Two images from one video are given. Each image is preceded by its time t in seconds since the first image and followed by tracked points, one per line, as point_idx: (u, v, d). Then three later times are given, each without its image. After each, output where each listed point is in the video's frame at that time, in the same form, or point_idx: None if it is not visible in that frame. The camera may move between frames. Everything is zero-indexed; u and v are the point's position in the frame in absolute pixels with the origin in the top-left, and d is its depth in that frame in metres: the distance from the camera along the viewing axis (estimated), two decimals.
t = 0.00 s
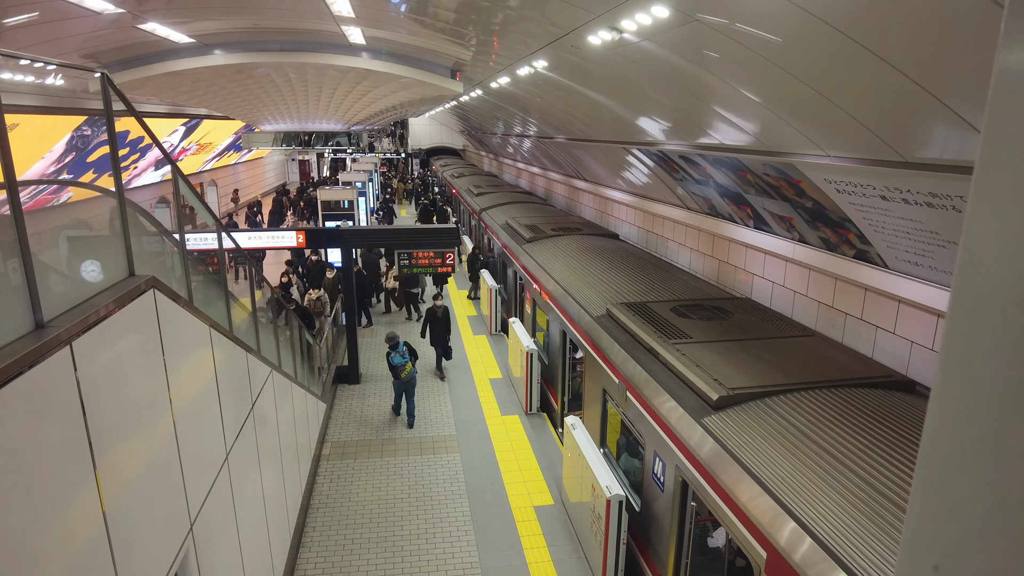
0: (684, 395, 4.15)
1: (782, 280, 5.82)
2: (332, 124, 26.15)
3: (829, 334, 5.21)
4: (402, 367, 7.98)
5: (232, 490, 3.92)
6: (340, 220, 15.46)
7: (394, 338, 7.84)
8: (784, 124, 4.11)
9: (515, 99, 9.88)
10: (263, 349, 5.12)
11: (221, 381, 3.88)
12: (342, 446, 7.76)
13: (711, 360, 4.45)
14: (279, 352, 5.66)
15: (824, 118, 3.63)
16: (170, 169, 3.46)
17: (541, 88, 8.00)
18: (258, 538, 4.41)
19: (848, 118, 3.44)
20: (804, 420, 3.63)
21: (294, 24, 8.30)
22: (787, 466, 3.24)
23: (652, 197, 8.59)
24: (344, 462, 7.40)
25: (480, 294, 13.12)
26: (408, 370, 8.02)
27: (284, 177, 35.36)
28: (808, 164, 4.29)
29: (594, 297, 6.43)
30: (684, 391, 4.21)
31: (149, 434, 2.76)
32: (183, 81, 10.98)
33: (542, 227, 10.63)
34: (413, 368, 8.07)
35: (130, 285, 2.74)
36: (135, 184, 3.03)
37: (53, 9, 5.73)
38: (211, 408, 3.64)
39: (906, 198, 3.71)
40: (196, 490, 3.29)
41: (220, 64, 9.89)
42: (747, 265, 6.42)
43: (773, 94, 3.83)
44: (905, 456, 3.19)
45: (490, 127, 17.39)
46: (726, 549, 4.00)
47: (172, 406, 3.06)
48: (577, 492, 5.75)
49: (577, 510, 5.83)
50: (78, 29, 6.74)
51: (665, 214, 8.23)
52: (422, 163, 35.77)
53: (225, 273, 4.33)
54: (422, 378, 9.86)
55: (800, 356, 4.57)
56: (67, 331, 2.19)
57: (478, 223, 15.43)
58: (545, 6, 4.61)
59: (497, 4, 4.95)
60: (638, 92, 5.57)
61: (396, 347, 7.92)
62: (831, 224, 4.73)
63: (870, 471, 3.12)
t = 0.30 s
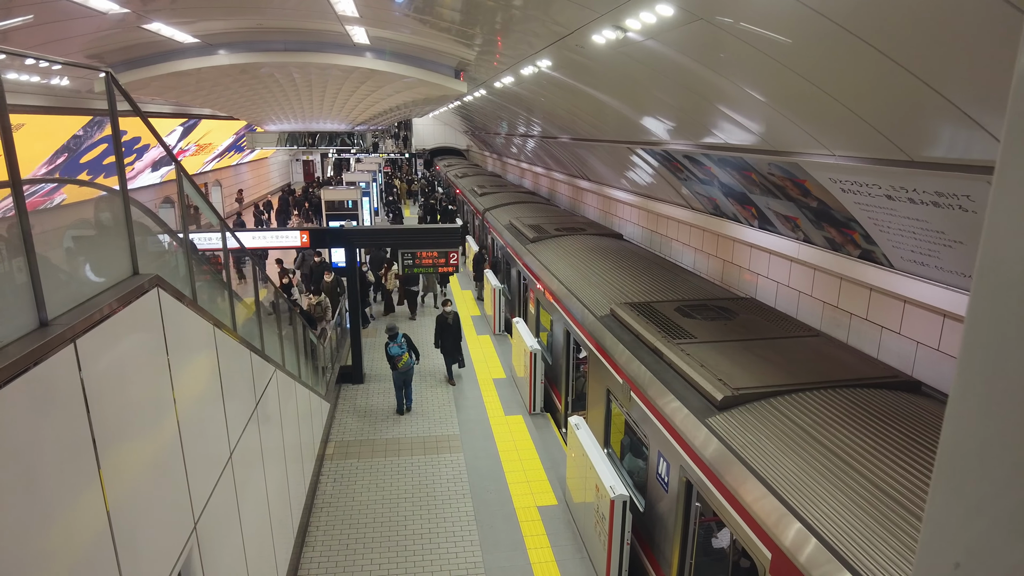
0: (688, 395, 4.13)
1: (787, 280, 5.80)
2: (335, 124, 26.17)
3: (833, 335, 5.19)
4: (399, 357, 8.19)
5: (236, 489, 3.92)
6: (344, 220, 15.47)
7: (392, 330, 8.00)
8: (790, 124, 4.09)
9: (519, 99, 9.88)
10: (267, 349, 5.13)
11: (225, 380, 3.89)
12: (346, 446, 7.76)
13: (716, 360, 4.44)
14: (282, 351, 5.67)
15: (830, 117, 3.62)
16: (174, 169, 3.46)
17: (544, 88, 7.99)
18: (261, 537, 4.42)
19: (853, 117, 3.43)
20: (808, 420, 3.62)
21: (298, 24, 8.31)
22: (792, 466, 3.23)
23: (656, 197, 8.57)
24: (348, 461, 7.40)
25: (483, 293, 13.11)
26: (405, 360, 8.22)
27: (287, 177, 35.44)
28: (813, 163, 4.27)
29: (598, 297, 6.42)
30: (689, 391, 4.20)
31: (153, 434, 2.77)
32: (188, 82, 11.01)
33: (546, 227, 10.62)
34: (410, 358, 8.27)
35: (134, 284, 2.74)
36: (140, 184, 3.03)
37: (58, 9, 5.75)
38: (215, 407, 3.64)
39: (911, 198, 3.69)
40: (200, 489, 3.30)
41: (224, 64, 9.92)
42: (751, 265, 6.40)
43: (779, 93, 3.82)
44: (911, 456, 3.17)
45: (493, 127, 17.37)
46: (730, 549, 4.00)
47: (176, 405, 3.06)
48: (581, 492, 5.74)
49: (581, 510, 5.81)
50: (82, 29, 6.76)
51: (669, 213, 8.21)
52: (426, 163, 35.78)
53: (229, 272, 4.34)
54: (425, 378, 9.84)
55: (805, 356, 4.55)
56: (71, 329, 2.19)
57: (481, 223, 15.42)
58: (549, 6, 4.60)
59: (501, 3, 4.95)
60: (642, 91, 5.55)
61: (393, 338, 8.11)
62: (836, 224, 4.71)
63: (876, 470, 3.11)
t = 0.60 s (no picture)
0: (694, 395, 4.12)
1: (793, 280, 5.77)
2: (341, 124, 26.21)
3: (840, 335, 5.16)
4: (403, 350, 8.38)
5: (241, 488, 3.93)
6: (350, 220, 15.50)
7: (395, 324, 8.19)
8: (796, 123, 4.07)
9: (524, 98, 9.87)
10: (273, 348, 5.14)
11: (231, 379, 3.90)
12: (351, 445, 7.78)
13: (722, 361, 4.42)
14: (288, 351, 5.68)
15: (837, 117, 3.60)
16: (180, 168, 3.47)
17: (550, 87, 7.98)
18: (266, 536, 4.43)
19: (861, 117, 3.40)
20: (815, 421, 3.60)
21: (304, 24, 8.32)
22: (798, 467, 3.21)
23: (662, 197, 8.54)
24: (353, 461, 7.41)
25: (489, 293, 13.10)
26: (408, 354, 8.40)
27: (293, 177, 35.55)
28: (820, 163, 4.25)
29: (603, 297, 6.40)
30: (694, 391, 4.18)
31: (159, 433, 2.77)
32: (194, 82, 11.05)
33: (551, 227, 10.61)
34: (413, 352, 8.45)
35: (140, 283, 2.74)
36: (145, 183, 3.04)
37: (66, 10, 5.78)
38: (220, 406, 3.65)
39: (919, 198, 3.66)
40: (206, 488, 3.31)
41: (230, 64, 9.94)
42: (757, 265, 6.37)
43: (785, 92, 3.80)
44: (920, 459, 3.14)
45: (498, 126, 17.35)
46: (736, 551, 3.98)
47: (182, 404, 3.07)
48: (586, 493, 5.73)
49: (585, 510, 5.80)
50: (90, 30, 6.80)
51: (675, 213, 8.19)
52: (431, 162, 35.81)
53: (235, 272, 4.35)
54: (431, 377, 9.84)
55: (812, 357, 4.53)
56: (77, 327, 2.20)
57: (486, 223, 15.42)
58: (555, 5, 4.60)
59: (506, 3, 4.94)
60: (648, 91, 5.54)
61: (398, 331, 8.29)
62: (843, 224, 4.69)
63: (884, 473, 3.08)
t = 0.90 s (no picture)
0: (699, 396, 4.11)
1: (799, 281, 5.75)
2: (346, 124, 26.26)
3: (846, 337, 5.14)
4: (406, 344, 8.67)
5: (246, 487, 3.94)
6: (355, 220, 15.53)
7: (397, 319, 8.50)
8: (802, 123, 4.06)
9: (529, 99, 9.87)
10: (278, 348, 5.16)
11: (237, 378, 3.91)
12: (356, 445, 7.79)
13: (727, 362, 4.41)
14: (293, 350, 5.70)
15: (843, 117, 3.58)
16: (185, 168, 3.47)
17: (555, 87, 7.97)
18: (272, 535, 4.44)
19: (867, 117, 3.39)
20: (820, 422, 3.59)
21: (310, 24, 8.34)
22: (804, 468, 3.20)
23: (667, 197, 8.53)
24: (357, 460, 7.43)
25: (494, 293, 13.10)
26: (410, 347, 8.69)
27: (299, 177, 35.64)
28: (826, 163, 4.24)
29: (608, 297, 6.39)
30: (699, 392, 4.17)
31: (165, 432, 2.79)
32: (201, 82, 11.09)
33: (556, 227, 10.60)
34: (415, 345, 8.73)
35: (147, 283, 2.76)
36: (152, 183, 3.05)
37: (74, 10, 5.81)
38: (226, 405, 3.66)
39: (926, 199, 3.65)
40: (211, 487, 3.32)
41: (236, 64, 9.97)
42: (763, 266, 6.35)
43: (791, 93, 3.78)
44: (928, 462, 3.11)
45: (503, 126, 17.36)
46: (741, 552, 3.97)
47: (188, 403, 3.08)
48: (590, 493, 5.72)
49: (590, 511, 5.79)
50: (98, 30, 6.83)
51: (680, 214, 8.17)
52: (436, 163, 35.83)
53: (241, 271, 4.36)
54: (435, 377, 9.86)
55: (818, 358, 4.51)
56: (85, 327, 2.21)
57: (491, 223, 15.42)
58: (561, 6, 4.59)
59: (512, 3, 4.94)
60: (654, 91, 5.53)
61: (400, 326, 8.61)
62: (849, 225, 4.67)
63: (891, 475, 3.06)
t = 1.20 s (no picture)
0: (703, 396, 4.10)
1: (804, 281, 5.73)
2: (351, 124, 26.29)
3: (851, 337, 5.13)
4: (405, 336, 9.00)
5: (251, 486, 3.95)
6: (360, 220, 15.57)
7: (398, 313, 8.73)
8: (806, 123, 4.05)
9: (533, 99, 9.87)
10: (283, 347, 5.18)
11: (241, 377, 3.93)
12: (360, 444, 7.81)
13: (732, 362, 4.40)
14: (298, 350, 5.72)
15: (848, 116, 3.57)
16: (192, 170, 3.50)
17: (560, 87, 7.97)
18: (276, 533, 4.46)
19: (872, 116, 3.37)
20: (824, 422, 3.58)
21: (314, 24, 8.36)
22: (807, 468, 3.19)
23: (672, 197, 8.51)
24: (361, 459, 7.44)
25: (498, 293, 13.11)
26: (408, 340, 9.02)
27: (303, 177, 35.77)
28: (830, 163, 4.23)
29: (612, 297, 6.39)
30: (703, 392, 4.16)
31: (169, 430, 2.80)
32: (207, 82, 11.14)
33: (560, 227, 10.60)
34: (413, 338, 9.06)
35: (152, 281, 2.77)
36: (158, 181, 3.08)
37: (81, 11, 5.85)
38: (231, 403, 3.68)
39: (931, 199, 3.63)
40: (215, 485, 3.34)
41: (242, 64, 10.01)
42: (767, 266, 6.33)
43: (795, 92, 3.77)
44: (933, 462, 3.10)
45: (508, 127, 17.35)
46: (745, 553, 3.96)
47: (192, 401, 3.10)
48: (594, 493, 5.72)
49: (594, 511, 5.78)
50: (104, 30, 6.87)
51: (684, 214, 8.16)
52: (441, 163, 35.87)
53: (245, 270, 4.39)
54: (439, 377, 9.87)
55: (822, 358, 4.50)
56: (90, 324, 2.23)
57: (495, 224, 15.42)
58: (565, 5, 4.60)
59: (516, 3, 4.95)
60: (658, 90, 5.53)
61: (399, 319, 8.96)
62: (853, 225, 4.66)
63: (896, 476, 3.05)
